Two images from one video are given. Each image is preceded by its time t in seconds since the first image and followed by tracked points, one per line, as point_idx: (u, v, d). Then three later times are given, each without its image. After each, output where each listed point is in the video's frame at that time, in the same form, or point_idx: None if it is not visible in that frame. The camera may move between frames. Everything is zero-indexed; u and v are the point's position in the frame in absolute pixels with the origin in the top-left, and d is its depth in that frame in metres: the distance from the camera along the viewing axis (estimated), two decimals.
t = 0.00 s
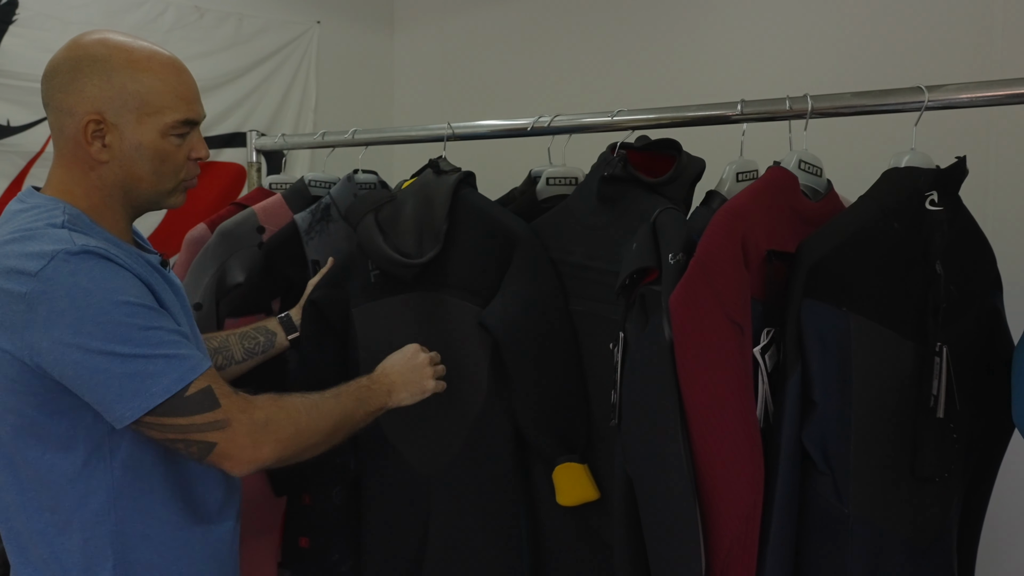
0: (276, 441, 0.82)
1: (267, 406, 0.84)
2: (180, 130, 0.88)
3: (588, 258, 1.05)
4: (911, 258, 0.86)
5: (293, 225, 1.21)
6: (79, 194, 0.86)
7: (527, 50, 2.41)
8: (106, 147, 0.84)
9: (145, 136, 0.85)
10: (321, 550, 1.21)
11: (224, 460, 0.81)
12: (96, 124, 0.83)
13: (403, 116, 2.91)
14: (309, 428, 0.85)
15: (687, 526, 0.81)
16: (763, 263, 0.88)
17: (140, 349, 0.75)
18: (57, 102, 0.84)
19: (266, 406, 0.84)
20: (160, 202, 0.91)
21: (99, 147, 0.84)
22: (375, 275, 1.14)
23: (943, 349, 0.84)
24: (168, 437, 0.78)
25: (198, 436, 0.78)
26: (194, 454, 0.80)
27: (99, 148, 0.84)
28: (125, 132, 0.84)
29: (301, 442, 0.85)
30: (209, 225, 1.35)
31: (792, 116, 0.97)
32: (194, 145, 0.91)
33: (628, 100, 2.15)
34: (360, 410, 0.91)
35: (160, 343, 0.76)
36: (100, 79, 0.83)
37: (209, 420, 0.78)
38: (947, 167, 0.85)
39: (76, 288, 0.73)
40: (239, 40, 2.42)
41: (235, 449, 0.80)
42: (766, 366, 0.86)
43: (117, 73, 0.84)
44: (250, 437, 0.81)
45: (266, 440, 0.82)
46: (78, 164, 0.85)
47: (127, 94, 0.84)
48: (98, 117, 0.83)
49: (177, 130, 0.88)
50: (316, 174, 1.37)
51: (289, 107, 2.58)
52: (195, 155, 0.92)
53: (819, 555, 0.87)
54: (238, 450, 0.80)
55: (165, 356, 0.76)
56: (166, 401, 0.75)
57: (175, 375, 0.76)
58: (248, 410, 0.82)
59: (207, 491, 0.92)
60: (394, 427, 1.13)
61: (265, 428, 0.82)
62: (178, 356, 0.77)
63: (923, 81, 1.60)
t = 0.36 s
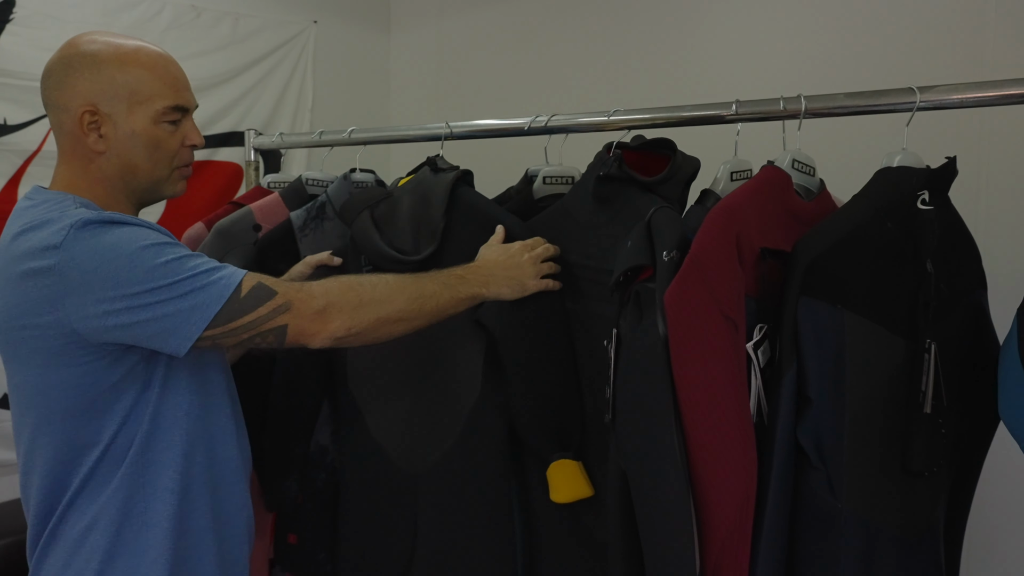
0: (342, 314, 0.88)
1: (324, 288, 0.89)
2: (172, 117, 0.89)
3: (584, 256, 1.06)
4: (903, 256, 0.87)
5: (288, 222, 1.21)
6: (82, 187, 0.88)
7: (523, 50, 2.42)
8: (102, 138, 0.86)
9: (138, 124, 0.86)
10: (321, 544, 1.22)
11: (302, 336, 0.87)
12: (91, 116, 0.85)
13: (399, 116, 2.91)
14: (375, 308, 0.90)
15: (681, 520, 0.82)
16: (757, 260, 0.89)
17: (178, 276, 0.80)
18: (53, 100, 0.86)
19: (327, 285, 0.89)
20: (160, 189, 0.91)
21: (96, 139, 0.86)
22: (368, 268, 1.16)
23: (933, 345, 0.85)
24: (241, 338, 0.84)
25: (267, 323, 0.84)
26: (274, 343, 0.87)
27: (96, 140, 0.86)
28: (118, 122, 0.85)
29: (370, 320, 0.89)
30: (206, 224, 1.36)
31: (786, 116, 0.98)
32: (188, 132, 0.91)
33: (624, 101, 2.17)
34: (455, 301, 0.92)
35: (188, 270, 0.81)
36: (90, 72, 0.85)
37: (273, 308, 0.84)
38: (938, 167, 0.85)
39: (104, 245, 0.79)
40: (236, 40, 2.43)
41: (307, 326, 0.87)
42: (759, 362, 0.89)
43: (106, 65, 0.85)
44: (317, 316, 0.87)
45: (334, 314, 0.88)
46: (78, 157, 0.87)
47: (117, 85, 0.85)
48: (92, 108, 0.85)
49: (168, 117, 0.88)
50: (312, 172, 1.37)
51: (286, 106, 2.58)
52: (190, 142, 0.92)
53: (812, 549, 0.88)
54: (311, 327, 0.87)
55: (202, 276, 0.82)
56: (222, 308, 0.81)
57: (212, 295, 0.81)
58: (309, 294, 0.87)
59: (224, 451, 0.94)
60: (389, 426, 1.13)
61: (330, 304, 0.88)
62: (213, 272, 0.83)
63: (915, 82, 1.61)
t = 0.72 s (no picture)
0: (352, 329, 0.88)
1: (337, 301, 0.89)
2: (198, 117, 0.91)
3: (586, 250, 1.08)
4: (902, 249, 0.88)
5: (297, 218, 1.24)
6: (116, 186, 0.91)
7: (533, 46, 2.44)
8: (133, 138, 0.89)
9: (166, 125, 0.89)
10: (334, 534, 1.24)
11: (311, 351, 0.88)
12: (122, 117, 0.88)
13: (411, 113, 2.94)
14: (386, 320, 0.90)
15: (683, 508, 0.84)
16: (757, 254, 0.91)
17: (202, 274, 0.82)
18: (87, 104, 0.89)
19: (338, 299, 0.90)
20: (187, 186, 0.94)
21: (127, 138, 0.88)
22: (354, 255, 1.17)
23: (934, 339, 0.85)
24: (252, 345, 0.85)
25: (277, 335, 0.85)
26: (285, 354, 0.87)
27: (127, 139, 0.89)
28: (147, 123, 0.88)
29: (380, 333, 0.90)
30: (218, 221, 1.39)
31: (788, 110, 0.99)
32: (214, 131, 0.94)
33: (635, 96, 2.18)
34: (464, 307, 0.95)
35: (215, 269, 0.83)
36: (121, 76, 0.88)
37: (283, 320, 0.85)
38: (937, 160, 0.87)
39: (138, 243, 0.82)
40: (249, 39, 2.46)
41: (315, 339, 0.87)
42: (759, 354, 0.90)
43: (135, 69, 0.88)
44: (326, 327, 0.87)
45: (345, 329, 0.88)
46: (111, 157, 0.90)
47: (146, 88, 0.88)
48: (123, 110, 0.88)
49: (194, 117, 0.91)
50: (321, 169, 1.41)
51: (299, 104, 2.62)
52: (216, 142, 0.94)
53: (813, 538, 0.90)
54: (320, 341, 0.87)
55: (227, 275, 0.83)
56: (241, 308, 0.82)
57: (234, 294, 0.82)
58: (318, 306, 0.87)
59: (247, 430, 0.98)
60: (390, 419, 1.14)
61: (340, 318, 0.88)
62: (237, 275, 0.84)
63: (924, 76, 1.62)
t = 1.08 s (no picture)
0: (388, 323, 0.91)
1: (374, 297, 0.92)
2: (245, 134, 0.97)
3: (610, 258, 1.10)
4: (921, 256, 0.88)
5: (337, 228, 1.30)
6: (171, 198, 0.98)
7: (570, 53, 2.47)
8: (185, 154, 0.95)
9: (215, 142, 0.95)
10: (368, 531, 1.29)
11: (350, 343, 0.91)
12: (175, 135, 0.94)
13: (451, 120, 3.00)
14: (421, 314, 0.92)
15: (697, 511, 0.86)
16: (776, 262, 0.92)
17: (246, 275, 0.87)
18: (146, 122, 0.97)
19: (376, 295, 0.93)
20: (236, 198, 1.00)
21: (180, 155, 0.95)
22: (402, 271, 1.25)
23: (951, 345, 0.87)
24: (296, 339, 0.89)
25: (318, 328, 0.88)
26: (325, 346, 0.91)
27: (180, 155, 0.95)
28: (198, 140, 0.94)
29: (417, 325, 0.92)
30: (259, 229, 1.45)
31: (810, 119, 1.00)
32: (261, 148, 0.99)
33: (671, 102, 2.19)
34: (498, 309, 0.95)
35: (257, 270, 0.88)
36: (174, 96, 0.94)
37: (324, 312, 0.89)
38: (957, 169, 0.87)
39: (187, 248, 0.88)
40: (292, 50, 2.54)
41: (353, 332, 0.90)
42: (776, 362, 0.92)
43: (187, 90, 0.94)
44: (364, 320, 0.90)
45: (382, 321, 0.91)
46: (167, 172, 0.97)
47: (197, 107, 0.94)
48: (176, 128, 0.94)
49: (242, 134, 0.96)
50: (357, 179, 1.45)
51: (341, 113, 2.69)
52: (262, 157, 1.00)
53: (831, 544, 0.90)
54: (358, 333, 0.91)
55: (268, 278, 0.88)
56: (281, 306, 0.87)
57: (272, 295, 0.86)
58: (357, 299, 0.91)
59: (286, 429, 1.03)
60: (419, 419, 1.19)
61: (377, 312, 0.91)
62: (278, 277, 0.89)
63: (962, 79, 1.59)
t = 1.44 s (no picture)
0: (331, 390, 0.93)
1: (329, 357, 0.94)
2: (283, 120, 1.02)
3: (624, 245, 1.13)
4: (925, 248, 0.89)
5: (366, 213, 1.35)
6: (215, 182, 1.04)
7: (603, 41, 2.49)
8: (228, 139, 1.00)
9: (255, 128, 1.00)
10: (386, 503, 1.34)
11: (295, 405, 0.92)
12: (219, 121, 0.99)
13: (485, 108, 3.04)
14: (366, 377, 0.96)
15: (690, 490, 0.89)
16: (774, 251, 0.94)
17: (245, 301, 0.89)
18: (192, 110, 1.02)
19: (330, 358, 0.94)
20: (274, 181, 1.05)
21: (223, 140, 1.00)
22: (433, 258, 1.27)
23: (954, 336, 0.87)
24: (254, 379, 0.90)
25: (271, 378, 0.90)
26: (272, 397, 0.92)
27: (223, 141, 1.00)
28: (240, 126, 0.99)
29: (355, 392, 0.95)
30: (292, 212, 1.52)
31: (818, 111, 1.01)
32: (298, 133, 1.04)
33: (703, 91, 2.19)
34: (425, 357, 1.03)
35: (252, 300, 0.90)
36: (219, 85, 0.99)
37: (281, 365, 0.90)
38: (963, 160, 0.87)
39: (205, 252, 0.91)
40: (330, 38, 2.60)
41: (302, 393, 0.91)
42: (770, 345, 0.93)
43: (230, 79, 0.99)
44: (315, 382, 0.92)
45: (327, 386, 0.92)
46: (212, 156, 1.02)
47: (239, 95, 0.99)
48: (220, 115, 0.99)
49: (280, 120, 1.02)
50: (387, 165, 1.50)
51: (376, 100, 2.75)
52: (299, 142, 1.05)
53: (826, 529, 0.92)
54: (305, 394, 0.91)
55: (265, 310, 0.90)
56: (259, 343, 0.88)
57: (257, 329, 0.88)
58: (315, 360, 0.92)
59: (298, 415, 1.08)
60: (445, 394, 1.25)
61: (325, 377, 0.92)
62: (273, 312, 0.91)
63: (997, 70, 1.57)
